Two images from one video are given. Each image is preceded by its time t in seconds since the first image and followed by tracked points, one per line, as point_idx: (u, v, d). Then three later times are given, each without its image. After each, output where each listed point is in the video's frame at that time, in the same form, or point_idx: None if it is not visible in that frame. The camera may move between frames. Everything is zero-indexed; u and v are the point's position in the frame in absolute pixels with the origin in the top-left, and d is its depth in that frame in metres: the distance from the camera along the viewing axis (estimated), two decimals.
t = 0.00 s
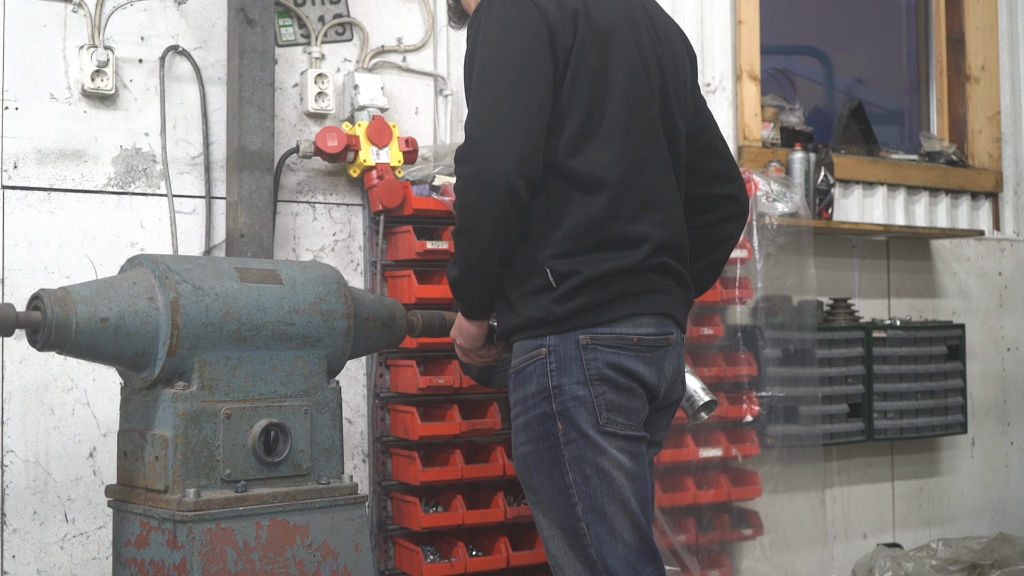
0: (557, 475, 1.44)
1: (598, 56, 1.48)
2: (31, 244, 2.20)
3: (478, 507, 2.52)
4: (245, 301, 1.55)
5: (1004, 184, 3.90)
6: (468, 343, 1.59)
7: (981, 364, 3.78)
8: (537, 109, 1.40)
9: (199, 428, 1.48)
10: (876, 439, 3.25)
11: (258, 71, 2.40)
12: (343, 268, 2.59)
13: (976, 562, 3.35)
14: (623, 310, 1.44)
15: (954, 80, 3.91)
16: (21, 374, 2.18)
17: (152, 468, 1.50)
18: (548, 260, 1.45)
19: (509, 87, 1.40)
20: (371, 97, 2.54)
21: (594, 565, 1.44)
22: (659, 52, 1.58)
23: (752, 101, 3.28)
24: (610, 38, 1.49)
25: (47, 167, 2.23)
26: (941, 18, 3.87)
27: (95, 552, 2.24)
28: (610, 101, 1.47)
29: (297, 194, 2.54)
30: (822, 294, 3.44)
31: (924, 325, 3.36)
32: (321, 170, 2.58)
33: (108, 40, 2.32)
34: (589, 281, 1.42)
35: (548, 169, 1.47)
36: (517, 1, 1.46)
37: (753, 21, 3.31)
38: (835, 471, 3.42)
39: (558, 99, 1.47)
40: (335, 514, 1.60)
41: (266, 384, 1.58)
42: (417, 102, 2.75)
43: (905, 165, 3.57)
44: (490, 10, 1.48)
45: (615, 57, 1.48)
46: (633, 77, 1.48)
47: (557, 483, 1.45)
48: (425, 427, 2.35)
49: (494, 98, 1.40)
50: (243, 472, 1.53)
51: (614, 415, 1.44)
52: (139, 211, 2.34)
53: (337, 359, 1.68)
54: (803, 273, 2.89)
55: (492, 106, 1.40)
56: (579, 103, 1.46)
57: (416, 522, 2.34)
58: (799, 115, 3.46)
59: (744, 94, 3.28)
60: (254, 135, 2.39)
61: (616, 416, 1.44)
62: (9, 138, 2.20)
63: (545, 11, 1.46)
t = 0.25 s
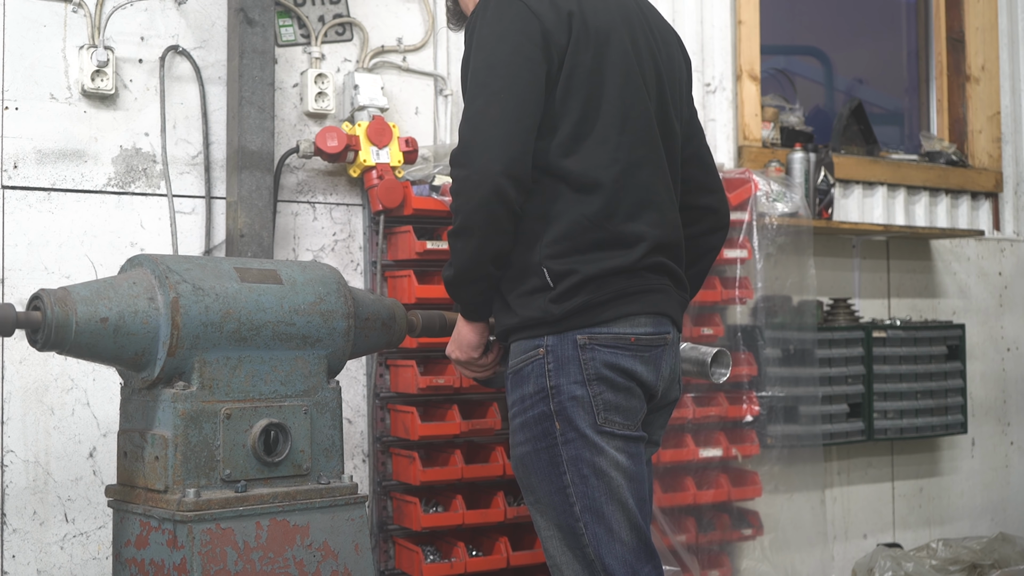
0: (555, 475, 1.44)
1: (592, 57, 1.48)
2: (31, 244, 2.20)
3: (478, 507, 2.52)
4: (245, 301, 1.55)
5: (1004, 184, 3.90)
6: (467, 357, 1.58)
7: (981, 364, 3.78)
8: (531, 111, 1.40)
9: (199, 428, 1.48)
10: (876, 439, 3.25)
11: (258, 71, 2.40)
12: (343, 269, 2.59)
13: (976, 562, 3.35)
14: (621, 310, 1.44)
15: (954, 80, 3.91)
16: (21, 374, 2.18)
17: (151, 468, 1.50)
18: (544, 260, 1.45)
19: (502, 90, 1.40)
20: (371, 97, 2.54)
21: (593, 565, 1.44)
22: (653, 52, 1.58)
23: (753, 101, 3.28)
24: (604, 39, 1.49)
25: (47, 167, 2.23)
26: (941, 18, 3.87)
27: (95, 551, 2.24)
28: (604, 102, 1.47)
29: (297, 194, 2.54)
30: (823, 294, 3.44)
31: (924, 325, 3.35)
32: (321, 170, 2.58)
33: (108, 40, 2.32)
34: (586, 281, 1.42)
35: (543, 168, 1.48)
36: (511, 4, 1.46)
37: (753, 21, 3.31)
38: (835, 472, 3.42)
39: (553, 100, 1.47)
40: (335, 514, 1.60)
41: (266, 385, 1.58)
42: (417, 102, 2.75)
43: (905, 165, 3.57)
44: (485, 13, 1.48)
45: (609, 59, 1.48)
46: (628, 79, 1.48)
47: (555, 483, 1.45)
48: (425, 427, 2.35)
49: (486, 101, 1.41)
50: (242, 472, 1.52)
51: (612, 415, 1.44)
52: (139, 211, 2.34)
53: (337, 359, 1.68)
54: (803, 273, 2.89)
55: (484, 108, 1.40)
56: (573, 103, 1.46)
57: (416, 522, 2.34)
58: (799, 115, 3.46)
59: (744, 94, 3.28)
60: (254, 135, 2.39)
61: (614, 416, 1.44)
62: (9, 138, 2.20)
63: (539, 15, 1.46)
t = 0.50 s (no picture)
0: (557, 475, 1.44)
1: (598, 57, 1.48)
2: (31, 244, 2.20)
3: (478, 507, 2.51)
4: (245, 301, 1.55)
5: (1004, 184, 3.90)
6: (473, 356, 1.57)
7: (981, 364, 3.78)
8: (536, 111, 1.40)
9: (199, 427, 1.48)
10: (876, 439, 3.25)
11: (258, 71, 2.40)
12: (343, 269, 2.59)
13: (976, 562, 3.35)
14: (624, 310, 1.44)
15: (954, 80, 3.91)
16: (21, 374, 2.18)
17: (151, 468, 1.50)
18: (548, 260, 1.44)
19: (507, 90, 1.40)
20: (371, 97, 2.54)
21: (593, 564, 1.44)
22: (659, 53, 1.58)
23: (752, 101, 3.28)
24: (610, 40, 1.49)
25: (47, 167, 2.23)
26: (941, 18, 3.87)
27: (95, 551, 2.24)
28: (610, 103, 1.47)
29: (297, 194, 2.54)
30: (822, 294, 3.44)
31: (924, 325, 3.36)
32: (321, 170, 2.58)
33: (108, 40, 2.32)
34: (590, 281, 1.42)
35: (542, 167, 1.48)
36: (516, 5, 1.46)
37: (753, 21, 3.31)
38: (835, 471, 3.42)
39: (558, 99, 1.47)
40: (335, 514, 1.60)
41: (266, 385, 1.58)
42: (417, 102, 2.75)
43: (905, 165, 3.57)
44: (489, 14, 1.49)
45: (615, 59, 1.48)
46: (633, 79, 1.48)
47: (557, 482, 1.45)
48: (425, 427, 2.35)
49: (491, 101, 1.41)
50: (242, 472, 1.53)
51: (615, 414, 1.44)
52: (139, 210, 2.34)
53: (337, 359, 1.68)
54: (803, 273, 2.89)
55: (490, 109, 1.40)
56: (579, 103, 1.46)
57: (416, 522, 2.34)
58: (799, 115, 3.46)
59: (744, 94, 3.28)
60: (254, 135, 2.39)
61: (616, 416, 1.44)
62: (9, 138, 2.20)
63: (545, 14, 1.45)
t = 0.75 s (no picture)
0: (561, 474, 1.44)
1: (607, 57, 1.48)
2: (31, 244, 2.20)
3: (478, 507, 2.51)
4: (245, 301, 1.55)
5: (1004, 184, 3.90)
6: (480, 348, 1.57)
7: (981, 365, 3.78)
8: (546, 110, 1.40)
9: (199, 427, 1.48)
10: (876, 439, 3.25)
11: (258, 71, 2.40)
12: (343, 268, 2.59)
13: (976, 562, 3.35)
14: (630, 310, 1.43)
15: (954, 80, 3.91)
16: (21, 374, 2.18)
17: (152, 468, 1.50)
18: (557, 258, 1.45)
19: (518, 87, 1.40)
20: (371, 97, 2.54)
21: (595, 564, 1.44)
22: (668, 53, 1.58)
23: (752, 101, 3.28)
24: (619, 40, 1.49)
25: (47, 167, 2.23)
26: (941, 18, 3.87)
27: (95, 551, 2.24)
28: (619, 103, 1.47)
29: (297, 194, 2.54)
30: (822, 294, 3.44)
31: (924, 325, 3.36)
32: (321, 170, 2.58)
33: (108, 40, 2.32)
34: (597, 280, 1.42)
35: (556, 168, 1.48)
36: (527, 3, 1.46)
37: (753, 21, 3.31)
38: (834, 471, 3.42)
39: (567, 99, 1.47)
40: (336, 514, 1.60)
41: (266, 384, 1.58)
42: (417, 102, 2.75)
43: (905, 165, 3.57)
44: (501, 9, 1.48)
45: (624, 59, 1.48)
46: (643, 80, 1.48)
47: (561, 481, 1.45)
48: (425, 427, 2.35)
49: (503, 98, 1.40)
50: (243, 472, 1.53)
51: (620, 414, 1.44)
52: (139, 210, 2.34)
53: (337, 359, 1.68)
54: (803, 273, 2.89)
55: (500, 106, 1.40)
56: (586, 104, 1.46)
57: (416, 522, 2.34)
58: (799, 115, 3.46)
59: (744, 94, 3.28)
60: (254, 135, 2.39)
61: (621, 416, 1.44)
62: (8, 138, 2.20)
63: (555, 14, 1.46)
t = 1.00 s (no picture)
0: (561, 474, 1.44)
1: (607, 57, 1.48)
2: (31, 244, 2.20)
3: (478, 507, 2.51)
4: (245, 301, 1.55)
5: (1004, 184, 3.90)
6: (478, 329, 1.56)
7: (981, 364, 3.78)
8: (546, 109, 1.40)
9: (200, 427, 1.48)
10: (876, 439, 3.25)
11: (258, 71, 2.40)
12: (343, 268, 2.59)
13: (976, 562, 3.35)
14: (629, 310, 1.43)
15: (954, 80, 3.91)
16: (21, 374, 2.18)
17: (151, 468, 1.50)
18: (556, 258, 1.45)
19: (519, 85, 1.40)
20: (371, 97, 2.55)
21: (595, 564, 1.44)
22: (669, 53, 1.58)
23: (752, 101, 3.28)
24: (620, 40, 1.49)
25: (47, 167, 2.23)
26: (941, 18, 3.87)
27: (95, 551, 2.24)
28: (618, 103, 1.47)
29: (297, 194, 2.54)
30: (822, 294, 3.44)
31: (924, 325, 3.36)
32: (321, 170, 2.58)
33: (108, 40, 2.32)
34: (596, 280, 1.43)
35: (557, 168, 1.48)
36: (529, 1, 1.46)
37: (753, 21, 3.31)
38: (834, 471, 3.42)
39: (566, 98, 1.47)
40: (335, 514, 1.60)
41: (266, 384, 1.58)
42: (417, 102, 2.75)
43: (905, 165, 3.57)
44: (502, 7, 1.48)
45: (624, 58, 1.48)
46: (643, 79, 1.48)
47: (560, 482, 1.45)
48: (425, 427, 2.35)
49: (504, 96, 1.40)
50: (242, 472, 1.53)
51: (619, 414, 1.44)
52: (139, 210, 2.34)
53: (337, 359, 1.68)
54: (803, 273, 2.89)
55: (502, 104, 1.40)
56: (586, 103, 1.47)
57: (416, 522, 2.34)
58: (799, 115, 3.46)
59: (744, 94, 3.28)
60: (254, 135, 2.39)
61: (621, 416, 1.44)
62: (9, 138, 2.20)
63: (556, 13, 1.46)
